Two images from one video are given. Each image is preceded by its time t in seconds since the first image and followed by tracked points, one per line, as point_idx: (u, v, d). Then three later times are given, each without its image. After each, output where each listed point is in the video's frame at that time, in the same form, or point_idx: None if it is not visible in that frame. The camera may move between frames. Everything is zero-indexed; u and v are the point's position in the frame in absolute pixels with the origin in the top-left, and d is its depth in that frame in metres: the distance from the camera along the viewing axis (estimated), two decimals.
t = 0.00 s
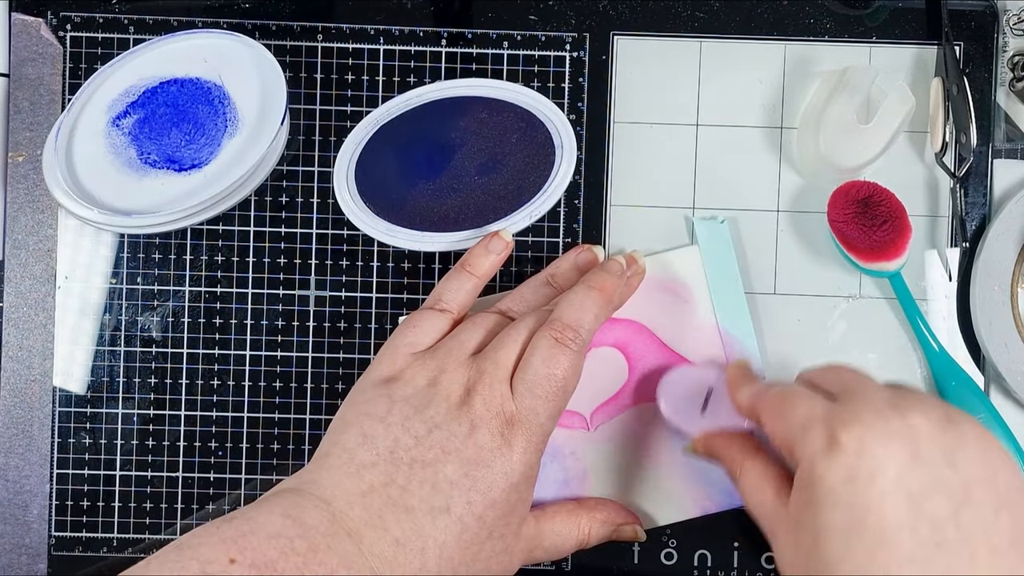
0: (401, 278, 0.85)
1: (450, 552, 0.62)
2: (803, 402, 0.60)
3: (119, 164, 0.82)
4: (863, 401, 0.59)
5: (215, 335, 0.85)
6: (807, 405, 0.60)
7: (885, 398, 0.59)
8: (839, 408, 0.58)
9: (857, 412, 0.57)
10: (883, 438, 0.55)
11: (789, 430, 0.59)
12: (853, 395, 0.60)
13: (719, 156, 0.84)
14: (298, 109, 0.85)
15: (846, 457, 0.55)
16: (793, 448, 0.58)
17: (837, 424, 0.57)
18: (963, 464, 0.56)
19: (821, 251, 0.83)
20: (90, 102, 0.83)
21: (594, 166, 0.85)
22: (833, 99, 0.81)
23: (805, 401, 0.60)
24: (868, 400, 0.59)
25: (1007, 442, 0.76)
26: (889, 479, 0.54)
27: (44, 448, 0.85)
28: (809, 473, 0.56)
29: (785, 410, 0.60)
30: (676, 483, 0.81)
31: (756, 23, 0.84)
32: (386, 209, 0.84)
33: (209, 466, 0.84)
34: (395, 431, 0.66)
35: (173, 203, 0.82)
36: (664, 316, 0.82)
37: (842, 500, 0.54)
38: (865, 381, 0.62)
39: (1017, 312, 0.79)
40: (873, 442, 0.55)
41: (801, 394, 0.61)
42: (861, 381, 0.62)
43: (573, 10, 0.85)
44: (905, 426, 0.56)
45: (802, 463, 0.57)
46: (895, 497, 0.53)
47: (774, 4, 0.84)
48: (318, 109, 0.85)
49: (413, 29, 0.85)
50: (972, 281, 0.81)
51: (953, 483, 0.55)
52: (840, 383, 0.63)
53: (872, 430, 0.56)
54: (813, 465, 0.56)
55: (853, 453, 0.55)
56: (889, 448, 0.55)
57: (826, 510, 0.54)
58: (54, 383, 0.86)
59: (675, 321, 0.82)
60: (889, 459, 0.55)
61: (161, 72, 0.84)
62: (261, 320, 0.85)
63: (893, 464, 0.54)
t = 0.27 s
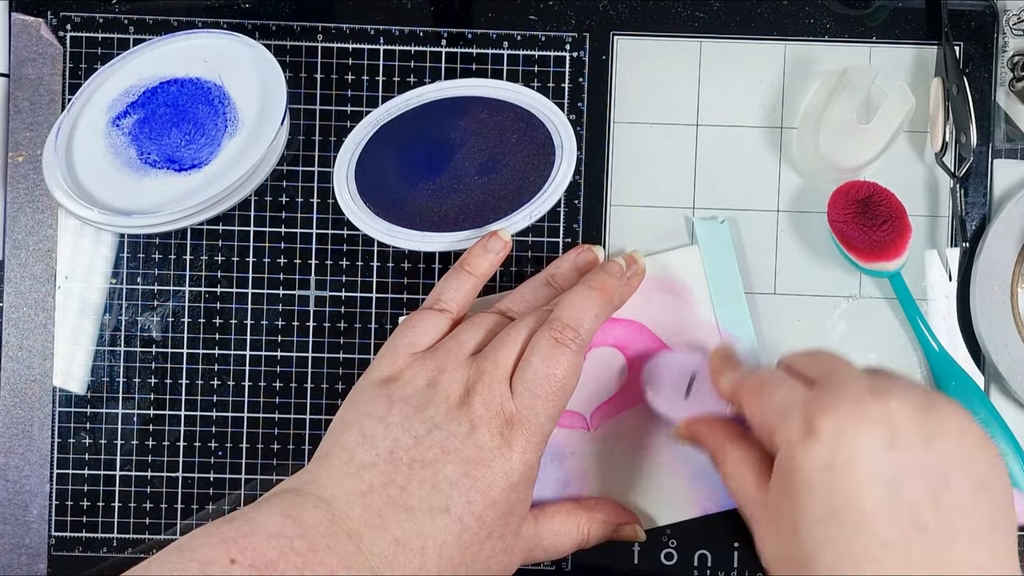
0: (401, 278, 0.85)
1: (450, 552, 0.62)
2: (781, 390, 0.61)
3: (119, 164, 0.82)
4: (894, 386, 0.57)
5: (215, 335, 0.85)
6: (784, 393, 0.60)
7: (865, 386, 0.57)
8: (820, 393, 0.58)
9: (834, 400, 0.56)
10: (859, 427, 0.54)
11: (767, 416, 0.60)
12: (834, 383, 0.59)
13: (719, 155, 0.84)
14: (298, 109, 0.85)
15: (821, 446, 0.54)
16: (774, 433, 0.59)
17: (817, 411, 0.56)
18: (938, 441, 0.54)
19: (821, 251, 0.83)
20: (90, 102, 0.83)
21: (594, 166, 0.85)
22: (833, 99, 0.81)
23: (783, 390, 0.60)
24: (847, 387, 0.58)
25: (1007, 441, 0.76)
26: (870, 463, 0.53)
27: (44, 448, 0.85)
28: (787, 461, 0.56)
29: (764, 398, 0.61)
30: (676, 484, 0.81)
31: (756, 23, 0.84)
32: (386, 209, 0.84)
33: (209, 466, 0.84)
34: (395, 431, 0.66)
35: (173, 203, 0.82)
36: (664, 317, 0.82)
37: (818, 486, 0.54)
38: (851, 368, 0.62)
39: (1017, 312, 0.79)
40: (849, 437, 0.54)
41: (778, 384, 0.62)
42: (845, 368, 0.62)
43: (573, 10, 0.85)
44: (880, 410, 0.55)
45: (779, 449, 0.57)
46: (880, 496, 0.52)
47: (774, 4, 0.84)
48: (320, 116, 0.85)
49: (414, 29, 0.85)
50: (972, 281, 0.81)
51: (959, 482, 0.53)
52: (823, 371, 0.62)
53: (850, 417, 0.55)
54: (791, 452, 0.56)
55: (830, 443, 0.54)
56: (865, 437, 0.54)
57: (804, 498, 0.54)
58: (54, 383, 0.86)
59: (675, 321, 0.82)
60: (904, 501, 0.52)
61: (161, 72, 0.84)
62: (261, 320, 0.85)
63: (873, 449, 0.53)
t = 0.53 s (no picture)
0: (402, 278, 0.85)
1: (451, 552, 0.62)
2: (792, 441, 0.59)
3: (119, 164, 0.82)
4: (904, 441, 0.57)
5: (215, 335, 0.85)
6: (797, 444, 0.58)
7: (874, 438, 0.57)
8: (827, 447, 0.57)
9: (844, 453, 0.56)
10: (870, 481, 0.54)
11: (776, 469, 0.58)
12: (843, 436, 0.58)
13: (719, 155, 0.84)
14: (298, 109, 0.85)
15: (830, 501, 0.54)
16: (784, 486, 0.57)
17: (823, 465, 0.56)
18: (952, 497, 0.55)
19: (821, 250, 0.83)
20: (90, 102, 0.83)
21: (594, 166, 0.85)
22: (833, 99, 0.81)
23: (794, 439, 0.59)
24: (857, 442, 0.57)
25: (1007, 441, 0.76)
26: (880, 521, 0.54)
27: (44, 448, 0.85)
28: (798, 514, 0.56)
29: (775, 449, 0.59)
30: (676, 483, 0.81)
31: (756, 23, 0.84)
32: (386, 209, 0.84)
33: (209, 466, 0.84)
34: (395, 431, 0.66)
35: (173, 203, 0.82)
36: (664, 317, 0.82)
37: (833, 546, 0.54)
38: (855, 420, 0.60)
39: (1017, 312, 0.79)
40: (861, 491, 0.54)
41: (788, 433, 0.59)
42: (851, 420, 0.60)
43: (573, 10, 0.85)
44: (892, 468, 0.55)
45: (789, 503, 0.57)
46: (888, 545, 0.53)
47: (774, 3, 0.84)
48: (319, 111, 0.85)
49: (414, 29, 0.85)
50: (972, 281, 0.81)
51: (947, 527, 0.55)
52: (829, 422, 0.60)
53: (860, 474, 0.55)
54: (802, 506, 0.55)
55: (840, 499, 0.54)
56: (873, 491, 0.54)
57: (816, 551, 0.54)
58: (54, 383, 0.86)
59: (675, 321, 0.82)
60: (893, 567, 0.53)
61: (161, 72, 0.84)
62: (261, 320, 0.85)
63: (885, 504, 0.54)
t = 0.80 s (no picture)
0: (402, 278, 0.85)
1: (452, 552, 0.62)
2: (793, 423, 0.59)
3: (119, 164, 0.82)
4: (908, 425, 0.57)
5: (215, 335, 0.85)
6: (799, 426, 0.59)
7: (874, 423, 0.57)
8: (828, 430, 0.57)
9: (845, 437, 0.56)
10: (868, 464, 0.54)
11: (778, 451, 0.59)
12: (843, 420, 0.58)
13: (719, 155, 0.84)
14: (298, 109, 0.85)
15: (830, 482, 0.54)
16: (783, 467, 0.58)
17: (823, 447, 0.56)
18: (951, 480, 0.55)
19: (821, 250, 0.83)
20: (90, 103, 0.83)
21: (594, 166, 0.85)
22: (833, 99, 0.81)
23: (796, 423, 0.59)
24: (858, 427, 0.57)
25: (1007, 441, 0.75)
26: (880, 503, 0.54)
27: (44, 448, 0.85)
28: (796, 495, 0.56)
29: (777, 432, 0.59)
30: (676, 483, 0.81)
31: (756, 23, 0.84)
32: (386, 209, 0.84)
33: (209, 466, 0.84)
34: (395, 431, 0.66)
35: (173, 203, 0.82)
36: (664, 317, 0.82)
37: (831, 527, 0.54)
38: (857, 406, 0.60)
39: (1017, 312, 0.79)
40: (860, 471, 0.54)
41: (790, 416, 0.60)
42: (855, 405, 0.60)
43: (573, 10, 0.85)
44: (892, 452, 0.55)
45: (789, 485, 0.57)
46: (887, 528, 0.53)
47: (774, 3, 0.84)
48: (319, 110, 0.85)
49: (414, 29, 0.85)
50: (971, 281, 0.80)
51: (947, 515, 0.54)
52: (830, 406, 0.61)
53: (859, 457, 0.55)
54: (801, 488, 0.56)
55: (840, 479, 0.54)
56: (873, 475, 0.54)
57: (814, 536, 0.54)
58: (54, 383, 0.86)
59: (675, 321, 0.82)
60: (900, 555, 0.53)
61: (161, 72, 0.84)
62: (261, 320, 0.85)
63: (886, 488, 0.54)
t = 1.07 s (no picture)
0: (401, 278, 0.85)
1: (450, 552, 0.62)
2: (789, 454, 0.62)
3: (119, 164, 0.82)
4: (900, 456, 0.58)
5: (215, 335, 0.85)
6: (792, 457, 0.61)
7: (869, 454, 0.59)
8: (821, 463, 0.59)
9: (839, 468, 0.58)
10: (862, 492, 0.56)
11: (774, 481, 0.62)
12: (841, 450, 0.60)
13: (719, 155, 0.84)
14: (298, 109, 0.85)
15: (824, 515, 0.56)
16: (778, 500, 0.60)
17: (818, 477, 0.58)
18: (945, 508, 0.56)
19: (821, 250, 0.83)
20: (90, 103, 0.83)
21: (594, 166, 0.85)
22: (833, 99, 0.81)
23: (790, 452, 0.62)
24: (850, 457, 0.59)
25: (1007, 441, 0.77)
26: (871, 535, 0.55)
27: (44, 448, 0.85)
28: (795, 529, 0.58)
29: (771, 462, 0.63)
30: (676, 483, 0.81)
31: (756, 23, 0.84)
32: (386, 209, 0.84)
33: (209, 466, 0.84)
34: (394, 431, 0.66)
35: (173, 203, 0.82)
36: (664, 317, 0.82)
37: (825, 559, 0.56)
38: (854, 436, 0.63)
39: (1017, 312, 0.79)
40: (857, 500, 0.56)
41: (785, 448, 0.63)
42: (850, 437, 0.63)
43: (573, 10, 0.85)
44: (886, 480, 0.56)
45: (784, 516, 0.59)
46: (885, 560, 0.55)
47: (774, 3, 0.84)
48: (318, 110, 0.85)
49: (413, 29, 0.85)
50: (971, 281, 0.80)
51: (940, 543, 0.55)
52: (827, 438, 0.64)
53: (853, 488, 0.56)
54: (796, 520, 0.58)
55: (834, 512, 0.56)
56: (870, 503, 0.56)
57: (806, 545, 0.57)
58: (54, 383, 0.86)
59: (675, 321, 0.82)
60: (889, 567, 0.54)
61: (162, 72, 0.84)
62: (261, 320, 0.85)
63: (880, 516, 0.55)
